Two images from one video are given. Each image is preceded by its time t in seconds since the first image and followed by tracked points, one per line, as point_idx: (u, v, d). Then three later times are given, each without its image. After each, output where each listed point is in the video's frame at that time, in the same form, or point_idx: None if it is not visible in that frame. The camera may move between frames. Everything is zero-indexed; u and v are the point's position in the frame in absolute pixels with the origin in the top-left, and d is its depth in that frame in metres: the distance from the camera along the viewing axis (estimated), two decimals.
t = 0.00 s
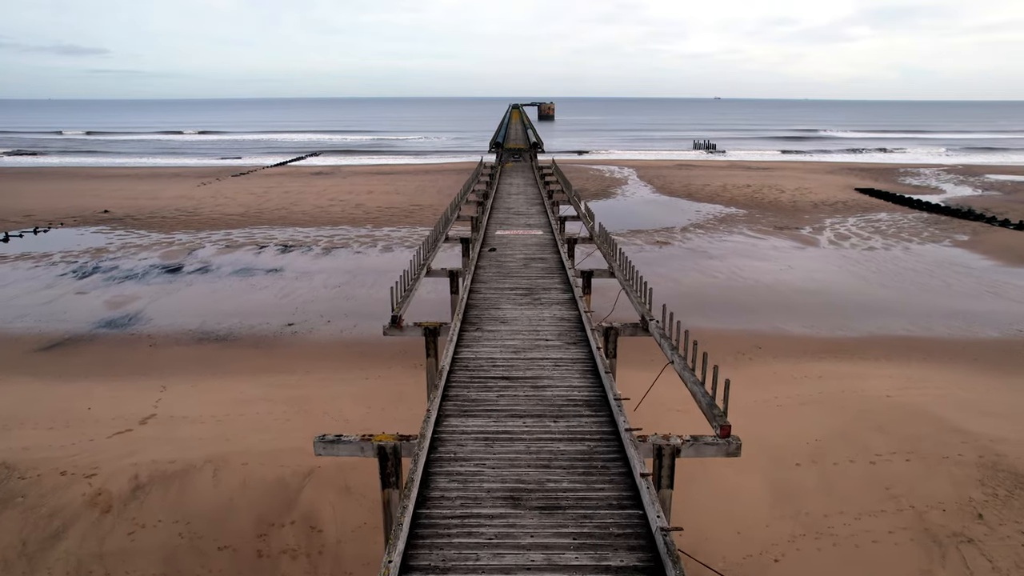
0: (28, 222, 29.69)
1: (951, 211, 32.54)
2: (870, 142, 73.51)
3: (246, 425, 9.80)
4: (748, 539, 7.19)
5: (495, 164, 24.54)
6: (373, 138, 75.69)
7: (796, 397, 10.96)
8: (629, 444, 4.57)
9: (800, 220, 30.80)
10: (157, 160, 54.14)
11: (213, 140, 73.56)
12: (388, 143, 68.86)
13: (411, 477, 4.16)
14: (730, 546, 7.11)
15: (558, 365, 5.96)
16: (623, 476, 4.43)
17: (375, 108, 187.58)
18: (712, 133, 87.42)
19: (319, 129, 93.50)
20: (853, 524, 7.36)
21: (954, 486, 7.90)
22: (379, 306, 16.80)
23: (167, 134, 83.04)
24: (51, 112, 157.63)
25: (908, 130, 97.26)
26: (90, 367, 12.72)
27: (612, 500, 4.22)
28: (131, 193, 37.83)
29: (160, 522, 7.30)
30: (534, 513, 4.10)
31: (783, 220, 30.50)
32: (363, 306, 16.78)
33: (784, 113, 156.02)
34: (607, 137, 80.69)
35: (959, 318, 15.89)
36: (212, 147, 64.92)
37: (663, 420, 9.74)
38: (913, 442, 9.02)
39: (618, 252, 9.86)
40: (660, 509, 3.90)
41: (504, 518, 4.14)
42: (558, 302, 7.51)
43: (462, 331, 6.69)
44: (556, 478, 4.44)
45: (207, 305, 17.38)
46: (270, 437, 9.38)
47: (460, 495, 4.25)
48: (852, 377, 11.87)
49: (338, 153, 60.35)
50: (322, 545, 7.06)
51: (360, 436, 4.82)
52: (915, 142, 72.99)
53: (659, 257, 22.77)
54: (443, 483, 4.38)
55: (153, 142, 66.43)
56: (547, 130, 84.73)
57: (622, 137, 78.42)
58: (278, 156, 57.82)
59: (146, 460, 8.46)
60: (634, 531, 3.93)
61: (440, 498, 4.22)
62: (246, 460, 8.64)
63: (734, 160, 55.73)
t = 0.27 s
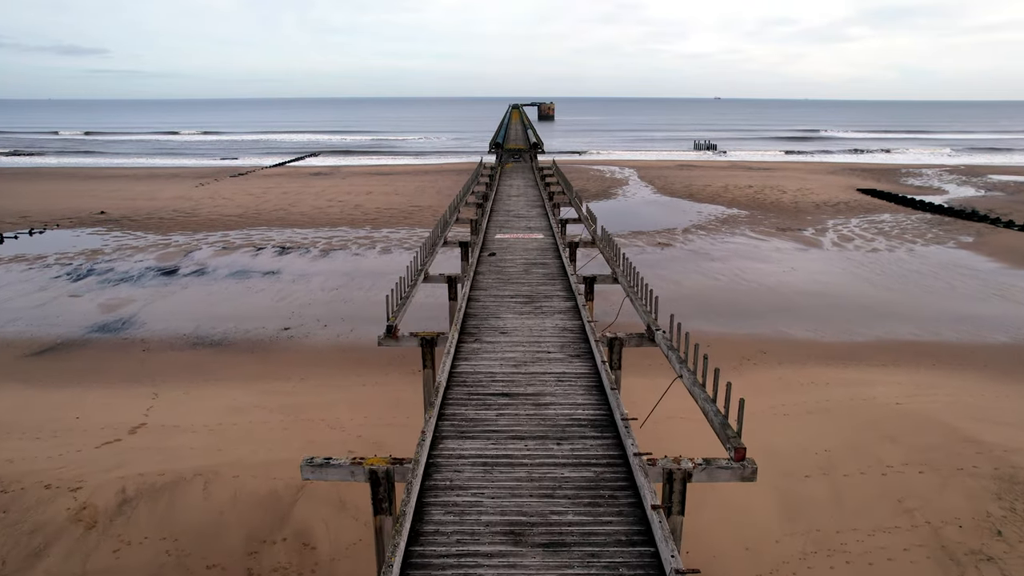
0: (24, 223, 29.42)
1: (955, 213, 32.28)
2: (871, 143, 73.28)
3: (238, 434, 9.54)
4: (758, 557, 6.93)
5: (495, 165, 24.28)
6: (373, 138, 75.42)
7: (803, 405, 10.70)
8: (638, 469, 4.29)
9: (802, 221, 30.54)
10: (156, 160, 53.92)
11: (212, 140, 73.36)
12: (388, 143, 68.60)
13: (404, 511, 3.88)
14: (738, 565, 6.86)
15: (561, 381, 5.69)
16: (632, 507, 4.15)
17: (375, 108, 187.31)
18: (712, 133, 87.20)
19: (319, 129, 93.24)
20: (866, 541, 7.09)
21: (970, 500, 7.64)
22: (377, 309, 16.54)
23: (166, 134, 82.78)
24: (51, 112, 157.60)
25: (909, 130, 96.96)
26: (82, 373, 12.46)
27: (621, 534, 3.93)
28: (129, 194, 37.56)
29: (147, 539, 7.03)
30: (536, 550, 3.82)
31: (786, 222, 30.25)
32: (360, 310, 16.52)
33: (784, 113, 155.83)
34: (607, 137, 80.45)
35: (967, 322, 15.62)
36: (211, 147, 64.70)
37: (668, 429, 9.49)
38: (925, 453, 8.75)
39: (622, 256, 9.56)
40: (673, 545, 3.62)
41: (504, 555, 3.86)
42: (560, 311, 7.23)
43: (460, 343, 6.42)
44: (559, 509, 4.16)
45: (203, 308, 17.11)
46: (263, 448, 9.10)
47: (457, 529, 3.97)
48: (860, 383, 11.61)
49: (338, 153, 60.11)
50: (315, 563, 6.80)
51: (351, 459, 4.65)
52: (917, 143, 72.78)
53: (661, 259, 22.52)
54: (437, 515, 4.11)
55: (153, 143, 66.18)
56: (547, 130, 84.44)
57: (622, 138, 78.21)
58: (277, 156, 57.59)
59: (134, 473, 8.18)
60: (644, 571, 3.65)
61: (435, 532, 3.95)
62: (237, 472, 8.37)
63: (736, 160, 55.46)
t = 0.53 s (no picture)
0: (19, 224, 29.15)
1: (958, 213, 32.03)
2: (873, 143, 72.92)
3: (231, 444, 9.28)
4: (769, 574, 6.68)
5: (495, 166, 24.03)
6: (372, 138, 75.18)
7: (811, 412, 10.43)
8: (649, 498, 4.02)
9: (805, 222, 30.28)
10: (154, 160, 53.63)
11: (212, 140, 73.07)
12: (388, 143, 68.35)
13: (395, 547, 3.60)
14: None
15: (565, 399, 5.42)
16: (642, 541, 3.87)
17: (376, 108, 186.92)
18: (714, 133, 86.84)
19: (318, 129, 92.99)
20: (880, 558, 6.84)
21: (988, 515, 7.38)
22: (375, 313, 16.28)
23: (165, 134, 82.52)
24: (50, 112, 157.49)
25: (910, 129, 96.71)
26: (72, 379, 12.19)
27: (631, 573, 3.65)
28: (126, 195, 37.29)
29: (134, 557, 6.77)
30: None
31: (788, 223, 29.99)
32: (358, 313, 16.25)
33: (785, 112, 155.54)
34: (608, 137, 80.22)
35: (975, 326, 15.37)
36: (210, 147, 64.39)
37: (673, 437, 9.25)
38: (939, 465, 8.50)
39: (626, 261, 9.29)
40: None
41: None
42: (563, 321, 6.95)
43: (458, 356, 6.16)
44: (563, 543, 3.88)
45: (198, 311, 16.84)
46: (255, 459, 8.83)
47: (453, 566, 3.69)
48: (869, 390, 11.35)
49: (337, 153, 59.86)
50: None
51: (340, 484, 4.46)
52: (919, 143, 72.46)
53: (663, 261, 22.27)
54: (432, 549, 3.82)
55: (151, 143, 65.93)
56: (548, 130, 84.18)
57: (623, 138, 77.87)
58: (276, 157, 57.35)
59: (122, 486, 7.92)
60: None
61: (430, 570, 3.67)
62: (229, 484, 8.10)
63: (737, 160, 55.22)
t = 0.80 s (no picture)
0: (15, 226, 28.88)
1: (963, 214, 31.76)
2: (875, 143, 72.65)
3: (223, 455, 9.00)
4: None
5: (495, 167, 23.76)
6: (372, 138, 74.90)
7: (820, 421, 10.14)
8: (662, 532, 3.76)
9: (808, 223, 30.00)
10: (153, 160, 53.34)
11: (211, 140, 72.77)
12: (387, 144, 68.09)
13: None
14: None
15: (569, 420, 5.13)
16: None
17: (375, 108, 186.64)
18: (715, 134, 86.56)
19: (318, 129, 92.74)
20: None
21: (1008, 532, 7.12)
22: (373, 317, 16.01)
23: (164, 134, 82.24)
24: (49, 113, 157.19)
25: (911, 129, 96.42)
26: (63, 386, 11.93)
27: None
28: (124, 196, 37.03)
29: None
30: None
31: (791, 224, 29.72)
32: (356, 317, 15.97)
33: (785, 112, 155.36)
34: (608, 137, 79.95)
35: (984, 330, 15.10)
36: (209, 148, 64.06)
37: (677, 447, 9.00)
38: (955, 478, 8.24)
39: (630, 266, 9.01)
40: None
41: None
42: (566, 333, 6.68)
43: (456, 371, 5.87)
44: None
45: (193, 315, 16.57)
46: (247, 471, 8.56)
47: None
48: (879, 397, 11.07)
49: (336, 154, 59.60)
50: None
51: (328, 515, 4.26)
52: (921, 144, 72.23)
53: (665, 263, 22.00)
54: None
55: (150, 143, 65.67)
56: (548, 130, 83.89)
57: (624, 138, 77.58)
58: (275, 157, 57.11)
59: (108, 500, 7.65)
60: None
61: None
62: (219, 498, 7.83)
63: (738, 161, 54.94)
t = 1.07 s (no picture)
0: (10, 227, 28.59)
1: (966, 216, 31.51)
2: (876, 144, 72.33)
3: (214, 466, 8.74)
4: None
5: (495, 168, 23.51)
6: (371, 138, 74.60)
7: (828, 430, 9.87)
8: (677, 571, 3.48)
9: (811, 224, 29.73)
10: (151, 161, 53.03)
11: (210, 140, 72.48)
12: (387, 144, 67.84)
13: None
14: None
15: (574, 442, 4.88)
16: None
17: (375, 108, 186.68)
18: (716, 134, 86.30)
19: (317, 130, 92.45)
20: None
21: None
22: (370, 321, 15.75)
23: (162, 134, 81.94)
24: (48, 113, 157.21)
25: (912, 130, 96.20)
26: (52, 393, 11.64)
27: None
28: (121, 196, 36.75)
29: None
30: None
31: (794, 225, 29.44)
32: (353, 321, 15.72)
33: (785, 112, 155.48)
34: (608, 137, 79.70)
35: (993, 335, 14.83)
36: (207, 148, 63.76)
37: (680, 457, 8.77)
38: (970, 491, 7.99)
39: (633, 271, 8.77)
40: None
41: None
42: (569, 345, 6.42)
43: (453, 387, 5.61)
44: None
45: (187, 319, 16.30)
46: (239, 483, 8.30)
47: None
48: (888, 404, 10.79)
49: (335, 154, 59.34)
50: None
51: (313, 551, 4.14)
52: (922, 144, 72.03)
53: (667, 266, 21.73)
54: None
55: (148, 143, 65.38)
56: (548, 130, 83.62)
57: (624, 138, 77.33)
58: (274, 157, 56.85)
59: (94, 515, 7.40)
60: None
61: None
62: (209, 512, 7.59)
63: (739, 161, 54.68)
